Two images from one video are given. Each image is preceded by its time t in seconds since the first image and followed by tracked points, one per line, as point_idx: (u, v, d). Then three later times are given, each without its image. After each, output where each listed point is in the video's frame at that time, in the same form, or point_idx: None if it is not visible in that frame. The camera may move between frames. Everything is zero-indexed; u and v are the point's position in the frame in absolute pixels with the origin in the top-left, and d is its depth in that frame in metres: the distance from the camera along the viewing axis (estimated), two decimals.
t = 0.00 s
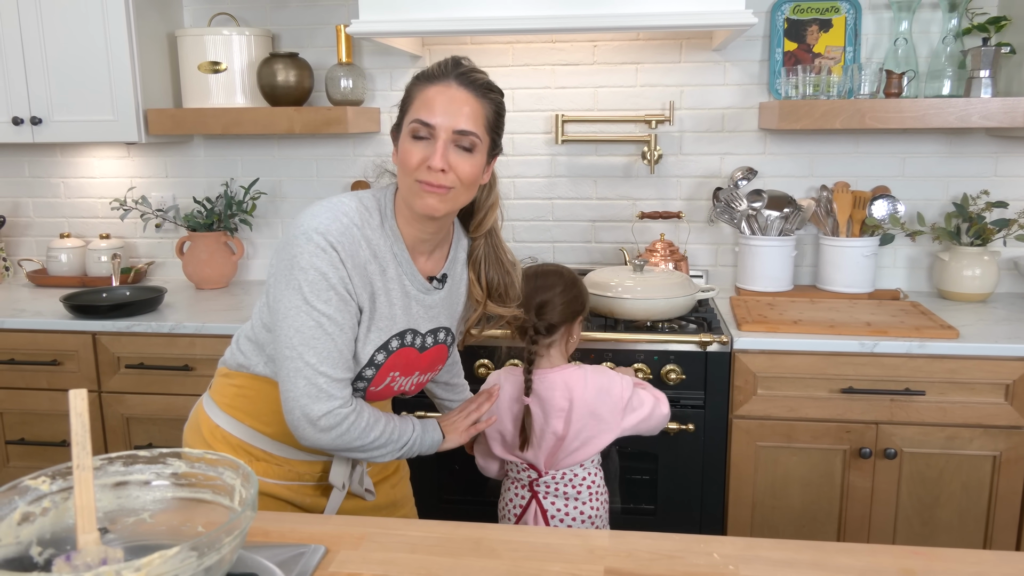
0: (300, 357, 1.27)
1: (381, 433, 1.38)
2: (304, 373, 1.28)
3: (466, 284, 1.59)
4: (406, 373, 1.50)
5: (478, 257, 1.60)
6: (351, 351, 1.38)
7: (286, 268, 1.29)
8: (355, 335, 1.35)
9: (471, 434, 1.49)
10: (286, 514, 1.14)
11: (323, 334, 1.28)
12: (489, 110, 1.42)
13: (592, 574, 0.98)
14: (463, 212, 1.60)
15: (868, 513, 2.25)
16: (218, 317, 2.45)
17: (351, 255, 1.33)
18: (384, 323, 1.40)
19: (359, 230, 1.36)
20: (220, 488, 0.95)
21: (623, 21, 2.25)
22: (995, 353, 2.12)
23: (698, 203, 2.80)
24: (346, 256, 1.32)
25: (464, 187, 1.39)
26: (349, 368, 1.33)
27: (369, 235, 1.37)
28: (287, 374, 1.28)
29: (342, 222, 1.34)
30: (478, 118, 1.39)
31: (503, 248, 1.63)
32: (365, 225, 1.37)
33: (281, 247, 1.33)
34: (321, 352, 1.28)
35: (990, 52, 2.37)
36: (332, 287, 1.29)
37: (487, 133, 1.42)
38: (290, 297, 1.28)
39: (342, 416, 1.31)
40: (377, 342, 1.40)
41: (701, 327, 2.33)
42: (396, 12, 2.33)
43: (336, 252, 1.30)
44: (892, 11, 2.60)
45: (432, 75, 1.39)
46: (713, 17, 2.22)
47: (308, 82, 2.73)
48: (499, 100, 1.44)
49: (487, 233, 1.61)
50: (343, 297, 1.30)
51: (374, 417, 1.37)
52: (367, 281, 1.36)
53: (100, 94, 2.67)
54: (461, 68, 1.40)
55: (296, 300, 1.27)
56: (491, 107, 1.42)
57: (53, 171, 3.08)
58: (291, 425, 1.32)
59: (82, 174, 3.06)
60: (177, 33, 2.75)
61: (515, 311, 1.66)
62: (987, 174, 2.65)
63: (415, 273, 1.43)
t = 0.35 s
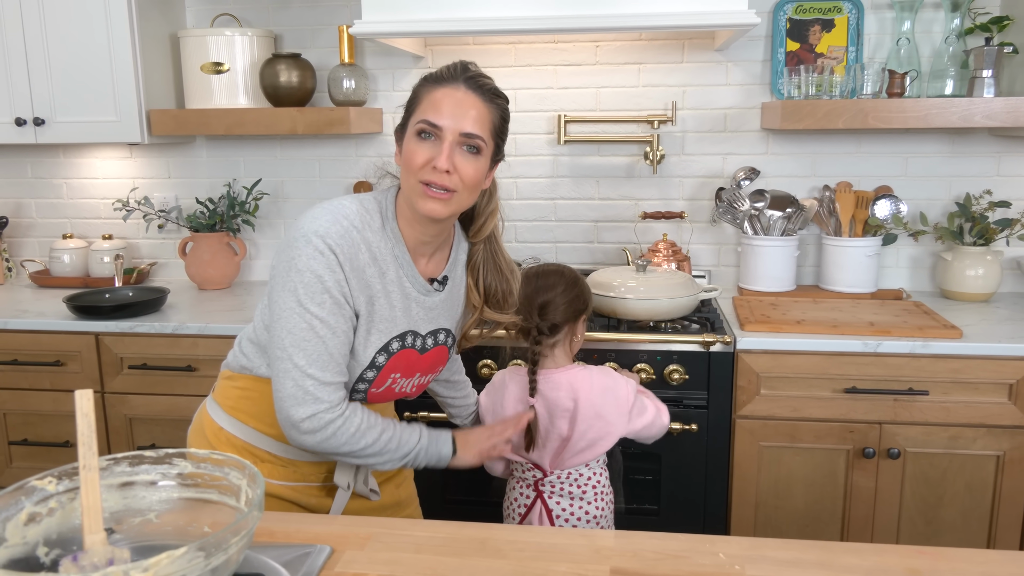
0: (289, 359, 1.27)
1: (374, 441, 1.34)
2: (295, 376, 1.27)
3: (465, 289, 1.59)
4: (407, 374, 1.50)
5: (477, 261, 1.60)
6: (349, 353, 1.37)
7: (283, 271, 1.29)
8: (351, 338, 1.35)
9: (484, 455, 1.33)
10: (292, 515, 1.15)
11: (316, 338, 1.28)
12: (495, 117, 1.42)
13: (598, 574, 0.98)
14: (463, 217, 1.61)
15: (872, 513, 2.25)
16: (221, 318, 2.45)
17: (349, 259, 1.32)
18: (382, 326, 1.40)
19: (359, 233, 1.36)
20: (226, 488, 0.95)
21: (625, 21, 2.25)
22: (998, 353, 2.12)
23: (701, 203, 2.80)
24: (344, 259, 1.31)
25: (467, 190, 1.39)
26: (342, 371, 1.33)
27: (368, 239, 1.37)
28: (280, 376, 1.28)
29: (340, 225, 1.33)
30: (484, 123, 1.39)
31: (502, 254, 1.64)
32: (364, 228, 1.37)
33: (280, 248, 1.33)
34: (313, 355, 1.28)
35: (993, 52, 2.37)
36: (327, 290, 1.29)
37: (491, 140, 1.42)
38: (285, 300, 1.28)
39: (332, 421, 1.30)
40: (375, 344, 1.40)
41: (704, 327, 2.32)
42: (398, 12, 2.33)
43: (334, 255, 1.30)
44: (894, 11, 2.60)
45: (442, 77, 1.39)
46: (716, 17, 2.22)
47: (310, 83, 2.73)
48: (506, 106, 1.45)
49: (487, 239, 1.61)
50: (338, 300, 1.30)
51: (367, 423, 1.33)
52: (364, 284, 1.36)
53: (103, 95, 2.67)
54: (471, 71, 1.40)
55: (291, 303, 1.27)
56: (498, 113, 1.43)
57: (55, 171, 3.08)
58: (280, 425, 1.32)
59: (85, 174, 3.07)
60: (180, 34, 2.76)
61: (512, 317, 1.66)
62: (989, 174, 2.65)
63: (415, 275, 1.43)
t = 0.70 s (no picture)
0: (310, 361, 1.27)
1: (385, 431, 1.39)
2: (314, 377, 1.27)
3: (466, 283, 1.59)
4: (413, 371, 1.49)
5: (478, 255, 1.60)
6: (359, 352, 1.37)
7: (292, 274, 1.28)
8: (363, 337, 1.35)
9: (462, 429, 1.51)
10: (297, 516, 1.14)
11: (333, 339, 1.28)
12: (499, 118, 1.42)
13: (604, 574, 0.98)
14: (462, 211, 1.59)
15: (876, 513, 2.25)
16: (224, 319, 2.45)
17: (356, 259, 1.32)
18: (391, 323, 1.40)
19: (363, 232, 1.35)
20: (232, 490, 0.95)
21: (628, 22, 2.25)
22: (1002, 352, 2.11)
23: (703, 204, 2.80)
24: (352, 259, 1.31)
25: (469, 193, 1.39)
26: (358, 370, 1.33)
27: (373, 237, 1.37)
28: (297, 378, 1.28)
29: (346, 225, 1.33)
30: (487, 126, 1.39)
31: (503, 246, 1.63)
32: (369, 227, 1.37)
33: (286, 252, 1.32)
34: (330, 355, 1.28)
35: (995, 51, 2.36)
36: (340, 291, 1.29)
37: (494, 141, 1.42)
38: (298, 303, 1.27)
39: (352, 418, 1.31)
40: (384, 342, 1.40)
41: (707, 327, 2.32)
42: (401, 13, 2.33)
43: (342, 255, 1.30)
44: (896, 10, 2.59)
45: (444, 78, 1.39)
46: (718, 18, 2.22)
47: (312, 84, 2.73)
48: (509, 106, 1.44)
49: (488, 231, 1.61)
50: (350, 300, 1.30)
51: (378, 417, 1.38)
52: (372, 282, 1.36)
53: (105, 97, 2.67)
54: (474, 71, 1.39)
55: (304, 305, 1.27)
56: (501, 113, 1.42)
57: (57, 174, 3.08)
58: (301, 429, 1.32)
59: (87, 176, 3.07)
60: (182, 36, 2.76)
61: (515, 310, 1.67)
62: (992, 173, 2.65)
63: (419, 272, 1.43)
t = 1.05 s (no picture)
0: (308, 363, 1.27)
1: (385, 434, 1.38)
2: (311, 379, 1.27)
3: (467, 286, 1.58)
4: (413, 374, 1.49)
5: (479, 258, 1.59)
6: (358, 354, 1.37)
7: (293, 275, 1.28)
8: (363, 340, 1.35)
9: (466, 439, 1.52)
10: (300, 519, 1.14)
11: (331, 341, 1.28)
12: (502, 119, 1.42)
13: None
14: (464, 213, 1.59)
15: (878, 516, 2.24)
16: (225, 321, 2.44)
17: (358, 261, 1.32)
18: (391, 326, 1.40)
19: (365, 234, 1.35)
20: (234, 493, 0.95)
21: (630, 24, 2.24)
22: (1005, 356, 2.11)
23: (705, 206, 2.79)
24: (353, 261, 1.31)
25: (474, 194, 1.39)
26: (357, 372, 1.33)
27: (375, 239, 1.36)
28: (295, 380, 1.28)
29: (348, 227, 1.33)
30: (491, 127, 1.39)
31: (504, 250, 1.63)
32: (370, 229, 1.37)
33: (288, 253, 1.32)
34: (328, 357, 1.28)
35: (998, 54, 2.36)
36: (340, 293, 1.28)
37: (498, 142, 1.42)
38: (297, 304, 1.27)
39: (349, 420, 1.31)
40: (384, 345, 1.39)
41: (709, 329, 2.32)
42: (403, 15, 2.33)
43: (343, 257, 1.30)
44: (899, 13, 2.59)
45: (446, 80, 1.38)
46: (721, 20, 2.21)
47: (314, 86, 2.73)
48: (512, 108, 1.44)
49: (489, 234, 1.60)
50: (351, 303, 1.30)
51: (378, 421, 1.38)
52: (373, 284, 1.35)
53: (107, 99, 2.67)
54: (476, 73, 1.39)
55: (303, 306, 1.27)
56: (504, 114, 1.42)
57: (58, 175, 3.08)
58: (298, 430, 1.31)
59: (88, 177, 3.06)
60: (184, 37, 2.76)
61: (514, 313, 1.66)
62: (995, 176, 2.64)
63: (420, 275, 1.43)
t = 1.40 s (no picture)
0: (300, 362, 1.27)
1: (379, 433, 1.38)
2: (304, 379, 1.27)
3: (465, 286, 1.57)
4: (413, 374, 1.49)
5: (477, 259, 1.58)
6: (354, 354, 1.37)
7: (288, 275, 1.28)
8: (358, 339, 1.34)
9: (461, 437, 1.53)
10: (300, 523, 1.13)
11: (324, 340, 1.27)
12: (497, 114, 1.41)
13: None
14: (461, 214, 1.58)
15: (880, 517, 2.24)
16: (225, 323, 2.44)
17: (353, 260, 1.32)
18: (387, 326, 1.39)
19: (361, 234, 1.35)
20: (235, 498, 0.94)
21: (630, 25, 2.24)
22: (1007, 357, 2.11)
23: (706, 206, 2.79)
24: (348, 261, 1.31)
25: (473, 190, 1.39)
26: (351, 372, 1.32)
27: (371, 239, 1.36)
28: (288, 379, 1.28)
29: (343, 226, 1.32)
30: (487, 122, 1.38)
31: (501, 250, 1.62)
32: (366, 228, 1.36)
33: (283, 252, 1.32)
34: (323, 357, 1.27)
35: (999, 54, 2.36)
36: (333, 293, 1.28)
37: (494, 137, 1.41)
38: (292, 303, 1.27)
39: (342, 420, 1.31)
40: (379, 344, 1.39)
41: (710, 331, 2.32)
42: (403, 17, 2.32)
43: (338, 256, 1.29)
44: (899, 13, 2.59)
45: (440, 77, 1.38)
46: (721, 21, 2.21)
47: (314, 87, 2.72)
48: (506, 103, 1.44)
49: (487, 235, 1.60)
50: (345, 303, 1.30)
51: (371, 421, 1.37)
52: (369, 283, 1.35)
53: (106, 101, 2.67)
54: (469, 70, 1.38)
55: (297, 305, 1.27)
56: (498, 110, 1.42)
57: (58, 177, 3.07)
58: (290, 429, 1.31)
59: (87, 180, 3.06)
60: (183, 39, 2.75)
61: (514, 314, 1.65)
62: (996, 176, 2.64)
63: (417, 275, 1.42)
